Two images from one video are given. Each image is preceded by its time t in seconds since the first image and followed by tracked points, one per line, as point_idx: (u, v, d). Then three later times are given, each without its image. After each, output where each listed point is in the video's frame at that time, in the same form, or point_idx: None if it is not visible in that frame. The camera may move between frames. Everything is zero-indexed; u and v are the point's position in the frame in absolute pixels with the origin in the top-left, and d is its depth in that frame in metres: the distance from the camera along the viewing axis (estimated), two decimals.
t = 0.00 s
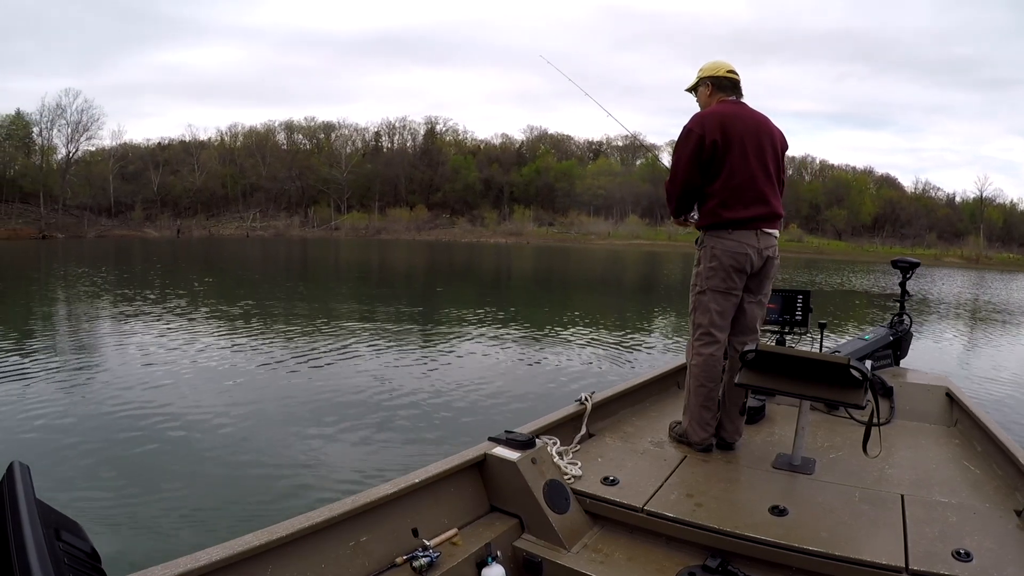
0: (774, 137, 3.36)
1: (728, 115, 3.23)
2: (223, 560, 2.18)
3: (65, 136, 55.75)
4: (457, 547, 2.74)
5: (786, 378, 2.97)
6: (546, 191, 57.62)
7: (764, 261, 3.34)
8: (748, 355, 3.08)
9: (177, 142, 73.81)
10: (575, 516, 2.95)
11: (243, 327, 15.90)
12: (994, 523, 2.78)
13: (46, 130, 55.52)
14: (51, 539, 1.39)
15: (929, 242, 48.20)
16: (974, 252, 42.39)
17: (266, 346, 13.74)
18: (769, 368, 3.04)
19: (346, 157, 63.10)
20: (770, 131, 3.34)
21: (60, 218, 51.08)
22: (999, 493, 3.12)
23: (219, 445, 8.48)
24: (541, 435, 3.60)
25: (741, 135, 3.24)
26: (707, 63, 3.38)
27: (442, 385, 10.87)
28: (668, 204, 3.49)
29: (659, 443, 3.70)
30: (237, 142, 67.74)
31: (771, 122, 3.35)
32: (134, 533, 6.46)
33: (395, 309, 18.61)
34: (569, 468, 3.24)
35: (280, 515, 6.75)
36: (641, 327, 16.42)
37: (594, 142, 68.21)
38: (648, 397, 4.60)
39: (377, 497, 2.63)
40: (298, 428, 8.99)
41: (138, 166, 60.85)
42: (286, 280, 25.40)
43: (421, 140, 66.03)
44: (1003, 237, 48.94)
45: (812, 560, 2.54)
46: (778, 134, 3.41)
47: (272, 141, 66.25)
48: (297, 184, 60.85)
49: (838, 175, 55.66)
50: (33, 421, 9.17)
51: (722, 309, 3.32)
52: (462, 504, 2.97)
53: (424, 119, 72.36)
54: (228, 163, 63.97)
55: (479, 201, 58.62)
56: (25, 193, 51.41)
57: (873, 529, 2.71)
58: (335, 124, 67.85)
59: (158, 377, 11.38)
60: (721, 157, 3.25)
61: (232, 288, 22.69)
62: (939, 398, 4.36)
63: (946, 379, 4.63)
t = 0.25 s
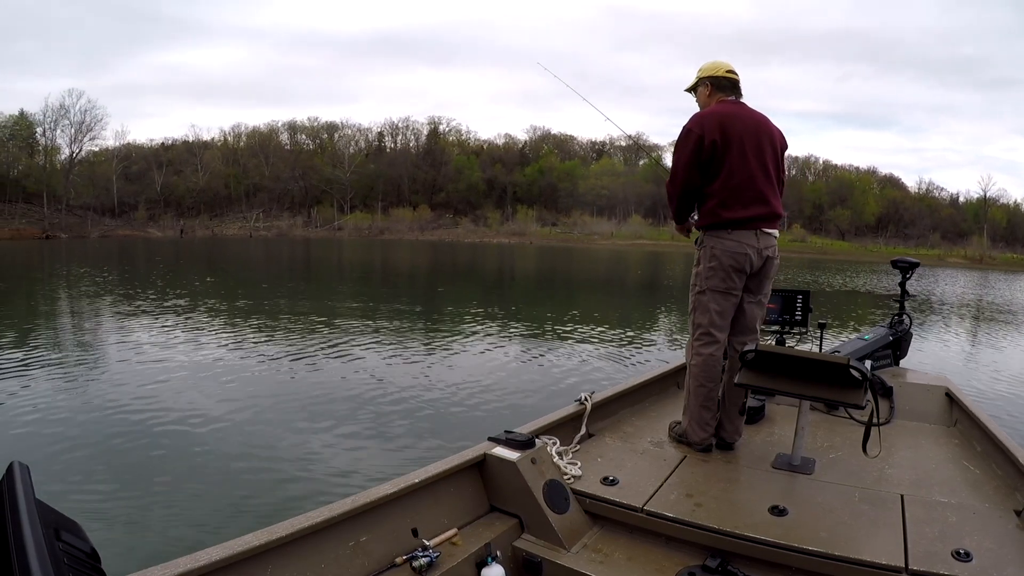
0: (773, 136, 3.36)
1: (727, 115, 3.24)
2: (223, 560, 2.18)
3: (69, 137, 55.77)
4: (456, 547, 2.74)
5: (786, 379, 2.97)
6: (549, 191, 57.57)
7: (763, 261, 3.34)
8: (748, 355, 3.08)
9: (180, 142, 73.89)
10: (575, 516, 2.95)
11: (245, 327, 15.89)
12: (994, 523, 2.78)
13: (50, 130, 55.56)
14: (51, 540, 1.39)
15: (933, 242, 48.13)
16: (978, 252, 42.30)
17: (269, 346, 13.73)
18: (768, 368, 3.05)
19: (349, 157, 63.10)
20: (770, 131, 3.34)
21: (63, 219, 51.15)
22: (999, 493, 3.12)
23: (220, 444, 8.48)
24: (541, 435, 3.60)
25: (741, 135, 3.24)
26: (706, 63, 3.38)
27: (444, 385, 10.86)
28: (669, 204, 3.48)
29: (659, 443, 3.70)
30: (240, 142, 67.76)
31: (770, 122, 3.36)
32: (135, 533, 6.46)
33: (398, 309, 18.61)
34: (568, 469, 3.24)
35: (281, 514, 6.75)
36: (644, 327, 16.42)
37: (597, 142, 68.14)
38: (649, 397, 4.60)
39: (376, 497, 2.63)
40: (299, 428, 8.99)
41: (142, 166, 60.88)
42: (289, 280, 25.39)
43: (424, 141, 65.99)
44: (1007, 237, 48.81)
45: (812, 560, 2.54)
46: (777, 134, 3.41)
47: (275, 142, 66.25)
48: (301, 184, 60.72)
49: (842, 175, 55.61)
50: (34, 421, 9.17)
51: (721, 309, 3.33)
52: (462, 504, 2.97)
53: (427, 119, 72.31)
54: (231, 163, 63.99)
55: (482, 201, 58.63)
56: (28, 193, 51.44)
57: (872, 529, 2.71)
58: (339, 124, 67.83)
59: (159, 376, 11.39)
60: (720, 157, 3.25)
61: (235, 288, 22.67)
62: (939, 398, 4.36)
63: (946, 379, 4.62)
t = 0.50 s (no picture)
0: (773, 136, 3.36)
1: (727, 115, 3.23)
2: (223, 560, 2.18)
3: (73, 137, 55.83)
4: (456, 547, 2.75)
5: (786, 378, 2.97)
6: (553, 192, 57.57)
7: (763, 261, 3.34)
8: (748, 354, 3.08)
9: (184, 142, 73.99)
10: (574, 516, 2.95)
11: (248, 327, 15.88)
12: (993, 524, 2.78)
13: (54, 130, 55.64)
14: (50, 541, 1.39)
15: (937, 242, 48.14)
16: (981, 252, 42.31)
17: (272, 346, 13.75)
18: (768, 368, 3.04)
19: (352, 157, 63.13)
20: (769, 131, 3.34)
21: (67, 219, 51.25)
22: (998, 493, 3.12)
23: (220, 443, 8.48)
24: (541, 434, 3.60)
25: (741, 135, 3.24)
26: (705, 63, 3.38)
27: (447, 385, 10.86)
28: (669, 204, 3.49)
29: (658, 442, 3.70)
30: (244, 142, 67.82)
31: (770, 121, 3.36)
32: (135, 531, 6.46)
33: (401, 309, 18.61)
34: (568, 468, 3.24)
35: (281, 514, 6.75)
36: (648, 327, 16.43)
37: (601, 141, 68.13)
38: (648, 397, 4.60)
39: (376, 497, 2.63)
40: (299, 427, 9.00)
41: (146, 167, 60.94)
42: (293, 280, 25.40)
43: (427, 141, 66.01)
44: (1011, 237, 48.73)
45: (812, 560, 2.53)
46: (777, 134, 3.41)
47: (279, 142, 66.28)
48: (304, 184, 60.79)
49: (845, 175, 55.61)
50: (35, 420, 9.18)
51: (720, 309, 3.33)
52: (462, 504, 2.97)
53: (430, 119, 72.30)
54: (234, 163, 64.07)
55: (486, 201, 58.72)
56: (32, 193, 51.53)
57: (871, 529, 2.71)
58: (342, 124, 67.84)
59: (160, 376, 11.40)
60: (721, 157, 3.25)
61: (239, 288, 22.66)
62: (939, 398, 4.35)
63: (946, 379, 4.62)
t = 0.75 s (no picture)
0: (773, 137, 3.37)
1: (727, 115, 3.24)
2: (222, 560, 2.18)
3: (76, 137, 55.88)
4: (456, 547, 2.75)
5: (785, 378, 2.98)
6: (556, 191, 57.61)
7: (763, 260, 3.34)
8: (748, 354, 3.07)
9: (187, 142, 74.05)
10: (574, 515, 2.95)
11: (250, 326, 15.87)
12: (993, 523, 2.79)
13: (58, 131, 55.67)
14: (50, 540, 1.40)
15: (940, 242, 48.14)
16: (985, 252, 42.27)
17: (274, 346, 13.75)
18: (767, 368, 3.04)
19: (356, 157, 63.17)
20: (769, 132, 3.34)
21: (71, 219, 51.31)
22: (998, 493, 3.12)
23: (221, 443, 8.48)
24: (541, 434, 3.60)
25: (741, 135, 3.24)
26: (705, 64, 3.39)
27: (450, 385, 10.86)
28: (669, 204, 3.49)
29: (658, 442, 3.70)
30: (247, 143, 67.86)
31: (769, 121, 3.36)
32: (136, 531, 6.47)
33: (404, 309, 18.62)
34: (567, 468, 3.24)
35: (281, 513, 6.74)
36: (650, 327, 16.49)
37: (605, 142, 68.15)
38: (648, 397, 4.60)
39: (375, 496, 2.64)
40: (300, 427, 9.00)
41: (150, 167, 61.02)
42: (296, 280, 25.42)
43: (430, 141, 66.04)
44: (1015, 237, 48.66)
45: (809, 561, 2.54)
46: (777, 135, 3.41)
47: (282, 142, 66.33)
48: (307, 184, 60.86)
49: (848, 176, 55.63)
50: (35, 420, 9.17)
51: (720, 309, 3.33)
52: (462, 504, 2.97)
53: (434, 119, 72.30)
54: (238, 164, 64.13)
55: (489, 201, 58.79)
56: (36, 193, 51.61)
57: (870, 529, 2.71)
58: (346, 125, 67.87)
59: (161, 376, 11.41)
60: (719, 159, 3.26)
61: (243, 288, 22.69)
62: (939, 398, 4.35)
63: (946, 379, 4.62)
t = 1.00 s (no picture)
0: (772, 137, 3.37)
1: (726, 116, 3.23)
2: (223, 559, 2.18)
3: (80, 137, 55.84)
4: (456, 547, 2.75)
5: (785, 378, 2.97)
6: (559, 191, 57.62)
7: (763, 261, 3.34)
8: (747, 355, 3.07)
9: (190, 142, 74.06)
10: (574, 515, 2.95)
11: (253, 326, 15.87)
12: (992, 523, 2.79)
13: (61, 131, 55.64)
14: (51, 540, 1.40)
15: (944, 243, 48.11)
16: (989, 253, 42.27)
17: (276, 346, 13.75)
18: (767, 368, 3.04)
19: (359, 157, 63.15)
20: (768, 132, 3.34)
21: (75, 219, 51.34)
22: (998, 493, 3.12)
23: (221, 443, 8.48)
24: (541, 434, 3.60)
25: (740, 135, 3.24)
26: (704, 64, 3.39)
27: (451, 386, 10.86)
28: (668, 204, 3.49)
29: (658, 442, 3.70)
30: (250, 143, 67.85)
31: (769, 121, 3.36)
32: (136, 531, 6.46)
33: (407, 309, 18.62)
34: (567, 468, 3.23)
35: (283, 513, 6.74)
36: (654, 328, 16.52)
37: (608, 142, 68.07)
38: (648, 397, 4.61)
39: (375, 496, 2.63)
40: (300, 427, 9.00)
41: (153, 167, 61.04)
42: (300, 280, 25.41)
43: (434, 141, 66.02)
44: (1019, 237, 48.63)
45: (809, 560, 2.54)
46: (777, 135, 3.41)
47: (285, 142, 66.31)
48: (310, 184, 60.85)
49: (852, 176, 55.63)
50: (36, 419, 9.16)
51: (720, 309, 3.33)
52: (462, 504, 2.97)
53: (437, 119, 72.23)
54: (241, 164, 64.16)
55: (492, 201, 58.82)
56: (40, 193, 51.62)
57: (869, 529, 2.71)
58: (349, 124, 67.83)
59: (162, 376, 11.40)
60: (719, 159, 3.26)
61: (247, 288, 22.66)
62: (938, 398, 4.35)
63: (946, 379, 4.62)
